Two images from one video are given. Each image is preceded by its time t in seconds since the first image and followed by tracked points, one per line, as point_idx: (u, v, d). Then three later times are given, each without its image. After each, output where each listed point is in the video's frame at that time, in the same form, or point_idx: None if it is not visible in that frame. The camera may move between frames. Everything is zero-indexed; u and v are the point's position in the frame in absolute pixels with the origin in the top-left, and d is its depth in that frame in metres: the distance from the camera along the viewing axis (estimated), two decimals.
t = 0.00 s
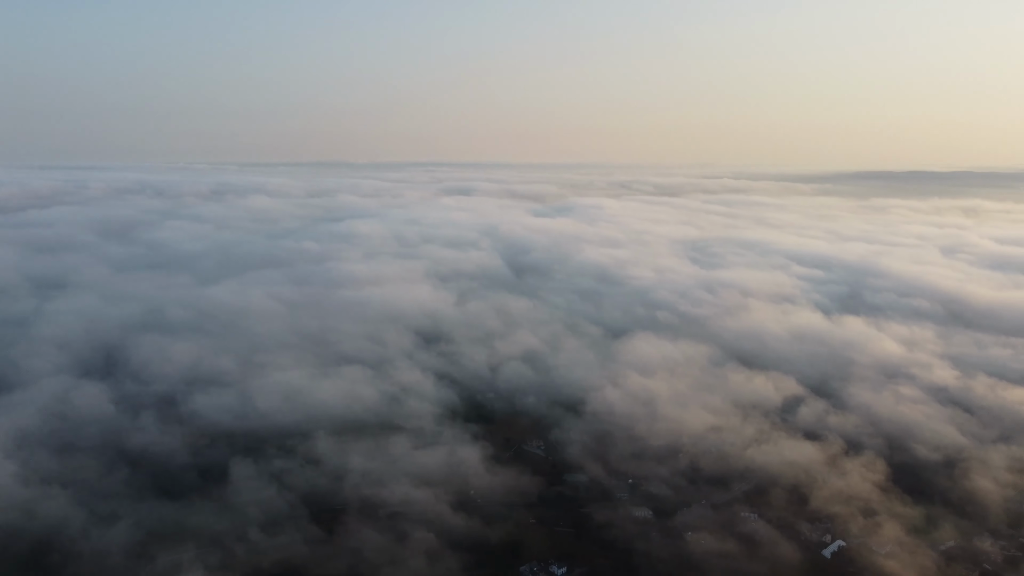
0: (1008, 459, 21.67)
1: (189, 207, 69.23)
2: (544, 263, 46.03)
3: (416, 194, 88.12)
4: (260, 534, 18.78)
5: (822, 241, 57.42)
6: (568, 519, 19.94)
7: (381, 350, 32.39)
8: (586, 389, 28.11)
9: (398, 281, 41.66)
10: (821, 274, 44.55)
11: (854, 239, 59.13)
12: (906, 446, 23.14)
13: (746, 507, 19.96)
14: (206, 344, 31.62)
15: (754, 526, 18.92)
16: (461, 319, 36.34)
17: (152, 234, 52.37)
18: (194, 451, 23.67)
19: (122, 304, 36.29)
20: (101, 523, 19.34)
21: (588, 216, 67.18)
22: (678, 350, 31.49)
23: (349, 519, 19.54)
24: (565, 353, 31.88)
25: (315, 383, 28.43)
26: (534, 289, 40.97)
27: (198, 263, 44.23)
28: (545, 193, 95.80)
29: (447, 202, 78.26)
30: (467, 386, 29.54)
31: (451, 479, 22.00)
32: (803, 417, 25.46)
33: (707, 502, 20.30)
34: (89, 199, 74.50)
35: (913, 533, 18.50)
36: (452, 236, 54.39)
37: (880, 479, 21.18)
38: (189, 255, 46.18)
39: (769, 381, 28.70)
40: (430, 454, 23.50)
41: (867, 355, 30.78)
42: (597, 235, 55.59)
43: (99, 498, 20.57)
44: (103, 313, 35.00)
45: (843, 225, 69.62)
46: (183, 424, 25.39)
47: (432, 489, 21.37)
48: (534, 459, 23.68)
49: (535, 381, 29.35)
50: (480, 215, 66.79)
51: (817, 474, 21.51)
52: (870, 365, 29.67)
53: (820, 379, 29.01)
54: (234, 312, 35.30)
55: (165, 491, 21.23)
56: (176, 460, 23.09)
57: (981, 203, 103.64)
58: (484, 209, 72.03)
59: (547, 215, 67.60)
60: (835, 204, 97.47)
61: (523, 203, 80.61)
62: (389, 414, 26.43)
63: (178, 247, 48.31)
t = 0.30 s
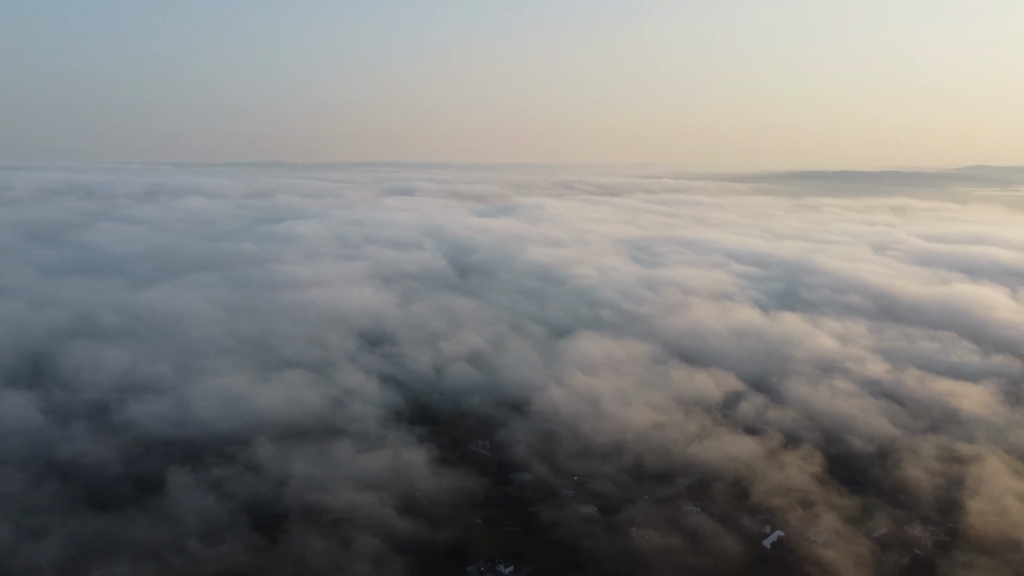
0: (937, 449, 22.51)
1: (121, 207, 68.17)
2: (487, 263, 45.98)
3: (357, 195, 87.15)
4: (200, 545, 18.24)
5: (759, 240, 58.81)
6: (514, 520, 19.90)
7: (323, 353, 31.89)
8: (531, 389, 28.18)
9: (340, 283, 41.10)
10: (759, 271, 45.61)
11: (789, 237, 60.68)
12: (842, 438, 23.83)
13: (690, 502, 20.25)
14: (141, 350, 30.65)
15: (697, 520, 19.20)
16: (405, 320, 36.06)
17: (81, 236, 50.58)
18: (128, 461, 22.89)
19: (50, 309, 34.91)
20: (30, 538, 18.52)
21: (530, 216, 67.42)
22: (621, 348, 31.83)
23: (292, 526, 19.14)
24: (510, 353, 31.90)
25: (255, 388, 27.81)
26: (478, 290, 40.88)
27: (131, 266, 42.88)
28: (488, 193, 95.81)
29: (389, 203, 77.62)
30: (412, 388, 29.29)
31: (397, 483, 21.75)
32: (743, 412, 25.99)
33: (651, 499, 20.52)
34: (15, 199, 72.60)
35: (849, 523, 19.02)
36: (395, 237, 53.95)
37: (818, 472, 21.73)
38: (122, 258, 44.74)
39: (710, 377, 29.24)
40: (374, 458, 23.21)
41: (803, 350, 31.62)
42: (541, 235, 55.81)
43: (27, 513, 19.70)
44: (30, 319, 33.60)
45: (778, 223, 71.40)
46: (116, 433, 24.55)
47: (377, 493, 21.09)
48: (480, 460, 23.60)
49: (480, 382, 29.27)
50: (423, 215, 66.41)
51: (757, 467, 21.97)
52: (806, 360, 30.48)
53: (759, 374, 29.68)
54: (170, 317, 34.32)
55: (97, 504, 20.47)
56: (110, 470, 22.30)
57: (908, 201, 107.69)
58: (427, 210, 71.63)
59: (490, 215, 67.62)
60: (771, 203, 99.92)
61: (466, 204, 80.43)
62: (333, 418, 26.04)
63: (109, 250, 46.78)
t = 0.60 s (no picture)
0: (872, 440, 23.21)
1: (50, 208, 65.75)
2: (432, 263, 45.73)
3: (299, 195, 85.73)
4: (136, 557, 17.64)
5: (700, 238, 59.82)
6: (462, 522, 19.79)
7: (264, 357, 31.24)
8: (477, 390, 28.09)
9: (281, 285, 40.35)
10: (700, 270, 46.41)
11: (729, 235, 61.92)
12: (782, 432, 24.37)
13: (635, 499, 20.43)
14: (72, 357, 29.54)
15: (643, 517, 19.39)
16: (349, 322, 35.60)
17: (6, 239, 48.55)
18: (59, 473, 22.02)
19: None
20: None
21: (475, 216, 67.34)
22: (567, 347, 31.99)
23: (234, 535, 18.66)
24: (456, 354, 31.77)
25: (193, 395, 27.08)
26: (423, 290, 40.60)
27: (61, 270, 41.33)
28: (431, 193, 95.36)
29: (331, 203, 76.57)
30: (356, 391, 28.91)
31: (342, 488, 21.42)
32: (686, 408, 26.39)
33: (598, 496, 20.64)
34: None
35: (790, 514, 19.46)
36: (338, 238, 53.23)
37: (759, 465, 22.19)
38: (50, 262, 43.10)
39: (654, 375, 29.60)
40: (319, 463, 22.83)
41: (744, 346, 32.26)
42: (485, 235, 55.76)
43: None
44: None
45: (718, 222, 72.78)
46: (46, 443, 23.60)
47: (322, 498, 20.73)
48: (426, 462, 23.43)
49: (426, 383, 29.07)
50: (366, 216, 65.68)
51: (701, 463, 22.31)
52: (747, 356, 31.11)
53: (702, 371, 30.16)
54: (103, 322, 33.18)
55: (26, 518, 19.63)
56: (39, 483, 21.41)
57: (841, 200, 111.11)
58: (370, 210, 70.90)
59: (434, 216, 67.33)
60: (711, 202, 101.82)
61: (410, 204, 79.87)
62: (275, 424, 25.50)
63: (37, 253, 45.00)
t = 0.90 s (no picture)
0: (810, 433, 23.83)
1: None
2: (375, 264, 45.25)
3: (237, 196, 83.93)
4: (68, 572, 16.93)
5: (642, 237, 60.58)
6: (409, 526, 19.58)
7: (202, 362, 30.44)
8: (422, 391, 27.88)
9: (219, 288, 39.38)
10: (642, 268, 47.00)
11: (670, 234, 62.85)
12: (723, 427, 24.82)
13: (582, 497, 20.52)
14: None
15: (590, 515, 19.48)
16: (290, 325, 34.95)
17: None
18: None
19: None
20: None
21: (418, 216, 66.93)
22: (511, 347, 32.01)
23: (172, 546, 18.08)
24: (400, 355, 31.48)
25: (127, 403, 26.20)
26: (366, 292, 40.13)
27: None
28: (373, 193, 94.44)
29: (271, 204, 75.15)
30: (298, 395, 28.38)
31: (284, 495, 20.97)
32: (630, 406, 26.65)
33: (545, 496, 20.67)
34: None
35: (733, 508, 19.80)
36: (278, 239, 52.25)
37: (702, 461, 22.54)
38: None
39: (598, 373, 29.83)
40: (260, 470, 22.32)
41: (686, 344, 32.77)
42: (429, 235, 55.45)
43: None
44: None
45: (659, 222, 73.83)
46: None
47: (264, 505, 20.26)
48: (371, 465, 23.12)
49: (370, 386, 28.72)
50: (306, 216, 64.63)
51: (645, 460, 22.55)
52: (689, 353, 31.61)
53: (645, 368, 30.52)
54: (30, 328, 31.85)
55: None
56: None
57: (776, 200, 113.96)
58: (311, 211, 69.80)
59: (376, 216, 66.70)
60: (652, 202, 103.24)
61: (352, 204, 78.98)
62: (214, 430, 24.85)
63: None
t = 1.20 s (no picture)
0: (749, 428, 24.34)
1: None
2: (315, 266, 44.55)
3: (170, 197, 81.60)
4: None
5: (583, 236, 61.10)
6: (353, 532, 19.28)
7: (136, 369, 29.46)
8: (365, 395, 27.51)
9: (152, 292, 38.19)
10: (584, 268, 47.40)
11: (611, 234, 63.51)
12: (665, 424, 25.16)
13: (527, 497, 20.52)
14: None
15: (536, 514, 19.51)
16: (227, 329, 34.11)
17: None
18: None
19: None
20: None
21: (358, 216, 66.19)
22: (455, 348, 31.87)
23: (105, 561, 17.40)
24: (342, 358, 31.04)
25: (54, 413, 25.17)
26: (306, 294, 39.46)
27: None
28: (312, 194, 93.02)
29: (206, 205, 73.31)
30: (237, 400, 27.71)
31: (224, 503, 20.42)
32: (574, 405, 26.80)
33: (491, 496, 20.61)
34: None
35: (676, 504, 20.08)
36: (213, 241, 50.97)
37: (645, 458, 22.80)
38: None
39: (542, 373, 29.92)
40: (198, 479, 21.70)
41: (628, 342, 33.14)
42: (370, 236, 54.85)
43: None
44: None
45: (600, 221, 74.57)
46: None
47: (202, 515, 19.69)
48: (313, 471, 22.72)
49: (312, 390, 28.24)
50: (243, 217, 63.26)
51: (589, 458, 22.70)
52: (631, 351, 31.97)
53: (588, 367, 30.76)
54: None
55: None
56: None
57: (713, 199, 116.34)
58: (248, 212, 68.34)
59: (316, 217, 65.77)
60: (593, 202, 104.20)
61: (290, 205, 77.65)
62: (148, 439, 24.04)
63: None
